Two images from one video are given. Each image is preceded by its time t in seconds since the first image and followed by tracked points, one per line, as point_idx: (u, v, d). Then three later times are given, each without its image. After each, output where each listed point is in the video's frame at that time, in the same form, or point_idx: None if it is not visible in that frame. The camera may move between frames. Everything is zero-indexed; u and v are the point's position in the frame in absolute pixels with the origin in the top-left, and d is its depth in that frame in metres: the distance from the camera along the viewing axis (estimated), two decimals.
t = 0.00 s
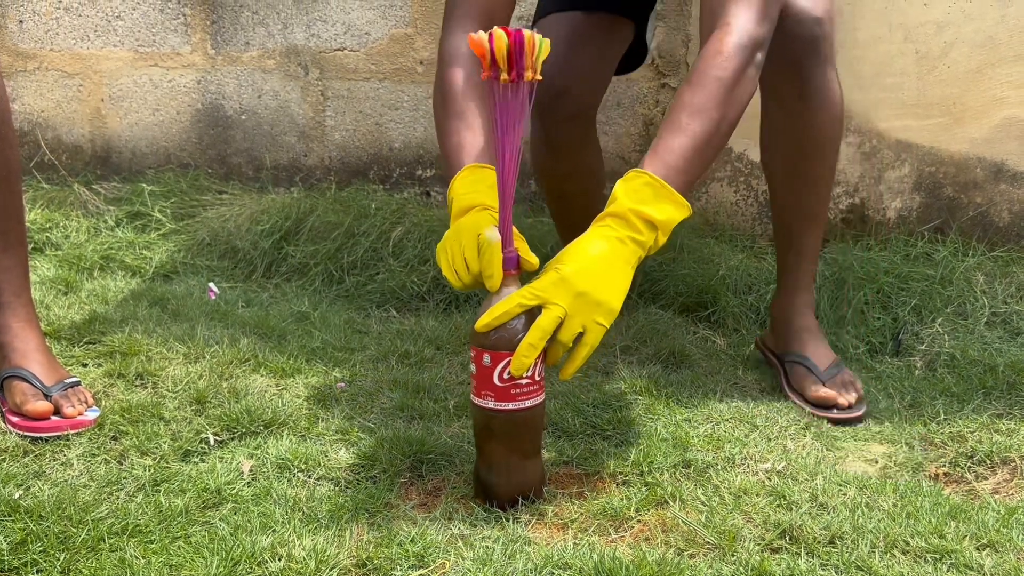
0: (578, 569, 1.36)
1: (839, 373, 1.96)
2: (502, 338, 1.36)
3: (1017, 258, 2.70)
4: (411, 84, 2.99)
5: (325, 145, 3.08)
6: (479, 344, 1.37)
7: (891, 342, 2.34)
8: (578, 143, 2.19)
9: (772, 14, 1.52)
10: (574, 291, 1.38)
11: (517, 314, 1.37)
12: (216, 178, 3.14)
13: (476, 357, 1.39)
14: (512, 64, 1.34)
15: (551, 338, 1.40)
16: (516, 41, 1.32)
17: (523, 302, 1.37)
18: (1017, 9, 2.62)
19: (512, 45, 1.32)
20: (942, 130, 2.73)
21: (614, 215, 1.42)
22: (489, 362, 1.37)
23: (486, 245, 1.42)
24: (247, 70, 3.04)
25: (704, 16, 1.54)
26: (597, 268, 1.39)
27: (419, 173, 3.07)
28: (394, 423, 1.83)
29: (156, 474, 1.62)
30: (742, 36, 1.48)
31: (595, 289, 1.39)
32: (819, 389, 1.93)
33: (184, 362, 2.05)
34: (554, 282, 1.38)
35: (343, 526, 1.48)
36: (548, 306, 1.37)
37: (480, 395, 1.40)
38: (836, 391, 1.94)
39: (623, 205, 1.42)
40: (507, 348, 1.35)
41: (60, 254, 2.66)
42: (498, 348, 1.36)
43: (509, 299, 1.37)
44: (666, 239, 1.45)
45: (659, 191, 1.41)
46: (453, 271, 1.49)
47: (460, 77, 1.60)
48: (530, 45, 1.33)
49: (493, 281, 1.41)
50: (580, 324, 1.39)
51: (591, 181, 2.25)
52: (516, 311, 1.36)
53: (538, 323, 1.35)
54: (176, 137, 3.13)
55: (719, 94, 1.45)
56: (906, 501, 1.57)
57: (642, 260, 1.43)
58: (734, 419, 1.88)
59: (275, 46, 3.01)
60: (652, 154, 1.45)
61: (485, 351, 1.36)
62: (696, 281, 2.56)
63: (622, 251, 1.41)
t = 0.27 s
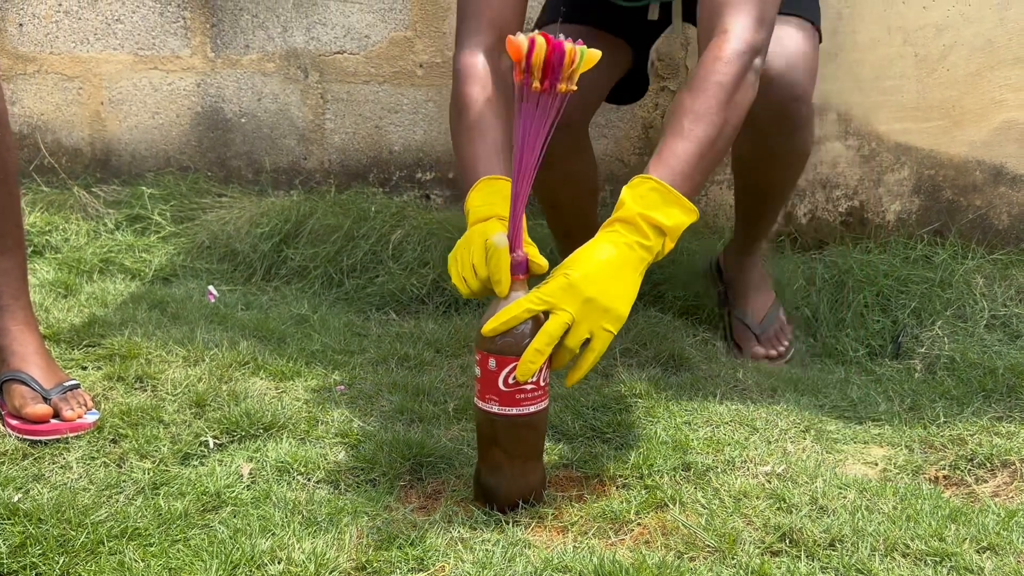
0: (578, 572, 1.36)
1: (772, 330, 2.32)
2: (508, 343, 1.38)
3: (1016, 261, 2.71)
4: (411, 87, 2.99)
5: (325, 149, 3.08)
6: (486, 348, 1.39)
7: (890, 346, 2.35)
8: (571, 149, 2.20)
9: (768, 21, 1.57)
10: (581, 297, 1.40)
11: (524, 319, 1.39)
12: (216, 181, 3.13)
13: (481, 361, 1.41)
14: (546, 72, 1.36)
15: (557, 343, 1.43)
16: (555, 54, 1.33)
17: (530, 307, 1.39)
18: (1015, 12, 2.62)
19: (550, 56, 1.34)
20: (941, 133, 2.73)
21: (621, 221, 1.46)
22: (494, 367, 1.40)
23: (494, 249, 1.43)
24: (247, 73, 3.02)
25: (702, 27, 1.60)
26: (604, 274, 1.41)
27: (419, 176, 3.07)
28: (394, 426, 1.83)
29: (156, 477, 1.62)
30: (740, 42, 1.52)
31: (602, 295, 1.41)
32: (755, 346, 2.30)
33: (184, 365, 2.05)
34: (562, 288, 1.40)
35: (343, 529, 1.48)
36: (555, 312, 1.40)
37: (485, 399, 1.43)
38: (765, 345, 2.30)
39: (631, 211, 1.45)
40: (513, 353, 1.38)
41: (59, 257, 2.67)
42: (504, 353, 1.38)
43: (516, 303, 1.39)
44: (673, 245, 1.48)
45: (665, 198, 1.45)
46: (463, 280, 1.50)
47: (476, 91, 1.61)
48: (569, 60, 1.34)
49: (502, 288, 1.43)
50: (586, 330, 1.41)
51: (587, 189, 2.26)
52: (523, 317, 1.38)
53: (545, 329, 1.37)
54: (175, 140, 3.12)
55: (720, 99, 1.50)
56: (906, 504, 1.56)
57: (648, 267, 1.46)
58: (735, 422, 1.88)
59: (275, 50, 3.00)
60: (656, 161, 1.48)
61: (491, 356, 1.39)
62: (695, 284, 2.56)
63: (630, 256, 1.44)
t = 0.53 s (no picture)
0: None
1: (770, 337, 2.32)
2: (505, 351, 1.39)
3: (1015, 265, 2.71)
4: (410, 92, 2.99)
5: (324, 153, 3.08)
6: (483, 355, 1.40)
7: (890, 350, 2.34)
8: (561, 152, 2.18)
9: (783, 49, 1.55)
10: (581, 309, 1.41)
11: (522, 326, 1.40)
12: (215, 186, 3.13)
13: (480, 367, 1.42)
14: (518, 75, 1.35)
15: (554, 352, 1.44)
16: (523, 54, 1.33)
17: (529, 315, 1.40)
18: (1014, 17, 2.60)
19: (518, 57, 1.33)
20: (941, 138, 2.73)
21: (628, 236, 1.45)
22: (491, 374, 1.40)
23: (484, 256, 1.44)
24: (246, 78, 3.02)
25: (716, 48, 1.57)
26: (607, 288, 1.42)
27: (418, 180, 3.08)
28: (393, 431, 1.82)
29: (155, 482, 1.62)
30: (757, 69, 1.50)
31: (602, 309, 1.41)
32: (752, 352, 2.30)
33: (183, 370, 2.05)
34: (563, 299, 1.41)
35: (342, 534, 1.48)
36: (554, 322, 1.41)
37: (483, 405, 1.43)
38: (763, 353, 2.30)
39: (639, 228, 1.44)
40: (510, 361, 1.39)
41: (59, 262, 2.67)
42: (501, 361, 1.39)
43: (514, 311, 1.40)
44: (677, 264, 1.47)
45: (672, 219, 1.43)
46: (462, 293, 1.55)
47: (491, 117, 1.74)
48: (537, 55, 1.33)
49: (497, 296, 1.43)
50: (583, 341, 1.42)
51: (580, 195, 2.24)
52: (521, 325, 1.39)
53: (543, 339, 1.38)
54: (175, 145, 3.12)
55: (732, 126, 1.49)
56: (906, 509, 1.56)
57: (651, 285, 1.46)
58: (735, 427, 1.88)
59: (275, 54, 2.99)
60: (664, 182, 1.48)
61: (489, 363, 1.40)
62: (695, 289, 2.56)
63: (634, 273, 1.44)
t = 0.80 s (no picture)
0: None
1: (770, 343, 2.31)
2: (508, 354, 1.39)
3: (1014, 270, 2.71)
4: (409, 98, 2.99)
5: (324, 159, 3.08)
6: (486, 358, 1.40)
7: (889, 355, 2.35)
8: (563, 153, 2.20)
9: (797, 92, 1.66)
10: (586, 317, 1.44)
11: (526, 330, 1.41)
12: (215, 191, 3.14)
13: (481, 372, 1.42)
14: (536, 84, 1.35)
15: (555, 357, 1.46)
16: (547, 65, 1.33)
17: (533, 319, 1.41)
18: (1012, 23, 2.60)
19: (540, 67, 1.33)
20: (939, 143, 2.73)
21: (636, 252, 1.51)
22: (493, 378, 1.40)
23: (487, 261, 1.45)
24: (246, 83, 3.02)
25: (732, 87, 1.69)
26: (612, 299, 1.46)
27: (417, 186, 3.08)
28: (392, 437, 1.82)
29: (154, 489, 1.62)
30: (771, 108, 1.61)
31: (606, 319, 1.45)
32: (751, 358, 2.30)
33: (182, 376, 2.05)
34: (569, 305, 1.44)
35: (341, 541, 1.48)
36: (557, 328, 1.43)
37: (484, 410, 1.43)
38: (763, 359, 2.30)
39: (647, 245, 1.50)
40: (512, 365, 1.39)
41: (59, 267, 2.68)
42: (503, 364, 1.39)
43: (518, 314, 1.41)
44: (680, 286, 1.53)
45: (681, 240, 1.51)
46: (469, 303, 1.57)
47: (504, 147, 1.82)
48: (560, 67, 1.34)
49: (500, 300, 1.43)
50: (585, 349, 1.46)
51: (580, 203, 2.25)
52: (526, 328, 1.40)
53: (546, 343, 1.40)
54: (175, 150, 3.12)
55: (744, 160, 1.58)
56: (906, 514, 1.56)
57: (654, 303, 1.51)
58: (734, 433, 1.88)
59: (274, 60, 2.99)
60: (677, 206, 1.56)
61: (491, 366, 1.40)
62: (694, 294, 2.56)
63: (640, 288, 1.49)
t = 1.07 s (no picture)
0: None
1: (770, 350, 2.31)
2: (510, 361, 1.40)
3: (1012, 277, 2.72)
4: (409, 105, 3.00)
5: (323, 165, 3.09)
6: (488, 366, 1.41)
7: (887, 362, 2.35)
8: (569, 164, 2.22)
9: (800, 122, 1.69)
10: (589, 325, 1.45)
11: (529, 337, 1.42)
12: (215, 198, 3.14)
13: (483, 379, 1.43)
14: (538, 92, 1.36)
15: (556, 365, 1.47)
16: (548, 74, 1.34)
17: (536, 327, 1.42)
18: (1010, 30, 2.61)
19: (541, 76, 1.34)
20: (937, 151, 2.73)
21: (640, 264, 1.52)
22: (495, 385, 1.41)
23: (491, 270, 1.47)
24: (246, 91, 3.03)
25: (736, 114, 1.71)
26: (615, 309, 1.47)
27: (417, 193, 3.08)
28: (392, 445, 1.83)
29: (153, 496, 1.62)
30: (777, 135, 1.63)
31: (608, 328, 1.47)
32: (750, 365, 2.31)
33: (182, 383, 2.05)
34: (572, 314, 1.45)
35: (340, 549, 1.48)
36: (560, 335, 1.44)
37: (485, 417, 1.44)
38: (762, 367, 2.30)
39: (650, 258, 1.51)
40: (514, 372, 1.40)
41: (58, 274, 2.69)
42: (505, 371, 1.40)
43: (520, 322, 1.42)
44: (683, 299, 1.54)
45: (685, 255, 1.52)
46: (463, 302, 1.58)
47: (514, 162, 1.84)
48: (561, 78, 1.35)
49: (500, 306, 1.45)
50: (587, 358, 1.46)
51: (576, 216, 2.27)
52: (528, 335, 1.41)
53: (548, 349, 1.41)
54: (175, 157, 3.13)
55: (748, 184, 1.60)
56: (904, 522, 1.57)
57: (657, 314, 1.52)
58: (733, 440, 1.88)
59: (274, 68, 3.00)
60: (681, 223, 1.57)
61: (493, 373, 1.40)
62: (693, 301, 2.57)
63: (643, 299, 1.50)
